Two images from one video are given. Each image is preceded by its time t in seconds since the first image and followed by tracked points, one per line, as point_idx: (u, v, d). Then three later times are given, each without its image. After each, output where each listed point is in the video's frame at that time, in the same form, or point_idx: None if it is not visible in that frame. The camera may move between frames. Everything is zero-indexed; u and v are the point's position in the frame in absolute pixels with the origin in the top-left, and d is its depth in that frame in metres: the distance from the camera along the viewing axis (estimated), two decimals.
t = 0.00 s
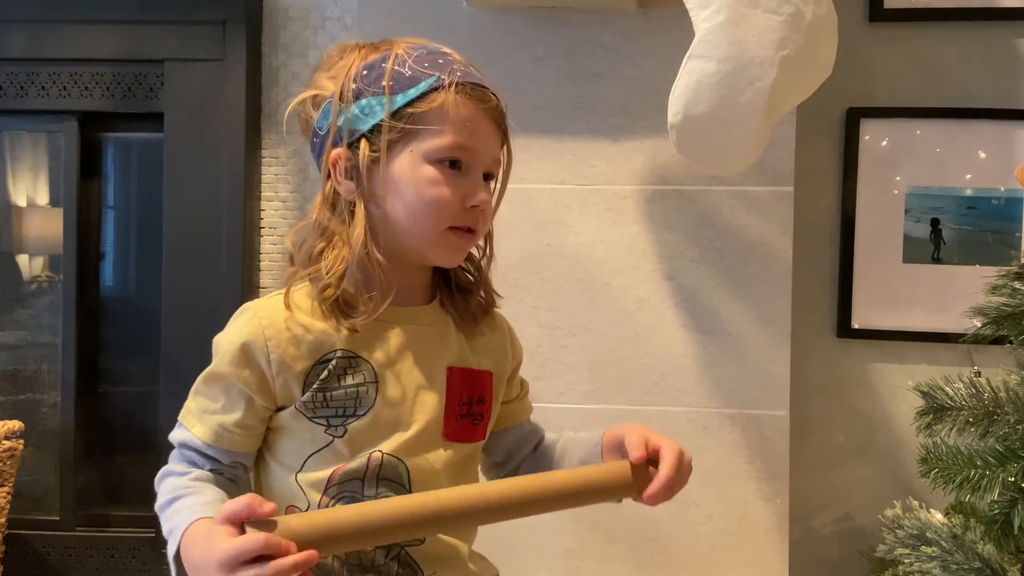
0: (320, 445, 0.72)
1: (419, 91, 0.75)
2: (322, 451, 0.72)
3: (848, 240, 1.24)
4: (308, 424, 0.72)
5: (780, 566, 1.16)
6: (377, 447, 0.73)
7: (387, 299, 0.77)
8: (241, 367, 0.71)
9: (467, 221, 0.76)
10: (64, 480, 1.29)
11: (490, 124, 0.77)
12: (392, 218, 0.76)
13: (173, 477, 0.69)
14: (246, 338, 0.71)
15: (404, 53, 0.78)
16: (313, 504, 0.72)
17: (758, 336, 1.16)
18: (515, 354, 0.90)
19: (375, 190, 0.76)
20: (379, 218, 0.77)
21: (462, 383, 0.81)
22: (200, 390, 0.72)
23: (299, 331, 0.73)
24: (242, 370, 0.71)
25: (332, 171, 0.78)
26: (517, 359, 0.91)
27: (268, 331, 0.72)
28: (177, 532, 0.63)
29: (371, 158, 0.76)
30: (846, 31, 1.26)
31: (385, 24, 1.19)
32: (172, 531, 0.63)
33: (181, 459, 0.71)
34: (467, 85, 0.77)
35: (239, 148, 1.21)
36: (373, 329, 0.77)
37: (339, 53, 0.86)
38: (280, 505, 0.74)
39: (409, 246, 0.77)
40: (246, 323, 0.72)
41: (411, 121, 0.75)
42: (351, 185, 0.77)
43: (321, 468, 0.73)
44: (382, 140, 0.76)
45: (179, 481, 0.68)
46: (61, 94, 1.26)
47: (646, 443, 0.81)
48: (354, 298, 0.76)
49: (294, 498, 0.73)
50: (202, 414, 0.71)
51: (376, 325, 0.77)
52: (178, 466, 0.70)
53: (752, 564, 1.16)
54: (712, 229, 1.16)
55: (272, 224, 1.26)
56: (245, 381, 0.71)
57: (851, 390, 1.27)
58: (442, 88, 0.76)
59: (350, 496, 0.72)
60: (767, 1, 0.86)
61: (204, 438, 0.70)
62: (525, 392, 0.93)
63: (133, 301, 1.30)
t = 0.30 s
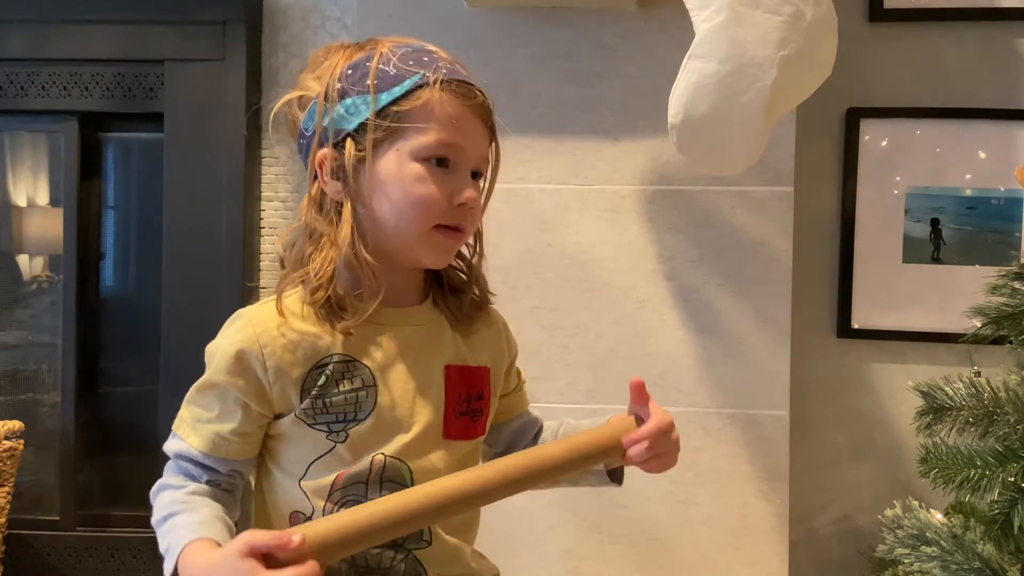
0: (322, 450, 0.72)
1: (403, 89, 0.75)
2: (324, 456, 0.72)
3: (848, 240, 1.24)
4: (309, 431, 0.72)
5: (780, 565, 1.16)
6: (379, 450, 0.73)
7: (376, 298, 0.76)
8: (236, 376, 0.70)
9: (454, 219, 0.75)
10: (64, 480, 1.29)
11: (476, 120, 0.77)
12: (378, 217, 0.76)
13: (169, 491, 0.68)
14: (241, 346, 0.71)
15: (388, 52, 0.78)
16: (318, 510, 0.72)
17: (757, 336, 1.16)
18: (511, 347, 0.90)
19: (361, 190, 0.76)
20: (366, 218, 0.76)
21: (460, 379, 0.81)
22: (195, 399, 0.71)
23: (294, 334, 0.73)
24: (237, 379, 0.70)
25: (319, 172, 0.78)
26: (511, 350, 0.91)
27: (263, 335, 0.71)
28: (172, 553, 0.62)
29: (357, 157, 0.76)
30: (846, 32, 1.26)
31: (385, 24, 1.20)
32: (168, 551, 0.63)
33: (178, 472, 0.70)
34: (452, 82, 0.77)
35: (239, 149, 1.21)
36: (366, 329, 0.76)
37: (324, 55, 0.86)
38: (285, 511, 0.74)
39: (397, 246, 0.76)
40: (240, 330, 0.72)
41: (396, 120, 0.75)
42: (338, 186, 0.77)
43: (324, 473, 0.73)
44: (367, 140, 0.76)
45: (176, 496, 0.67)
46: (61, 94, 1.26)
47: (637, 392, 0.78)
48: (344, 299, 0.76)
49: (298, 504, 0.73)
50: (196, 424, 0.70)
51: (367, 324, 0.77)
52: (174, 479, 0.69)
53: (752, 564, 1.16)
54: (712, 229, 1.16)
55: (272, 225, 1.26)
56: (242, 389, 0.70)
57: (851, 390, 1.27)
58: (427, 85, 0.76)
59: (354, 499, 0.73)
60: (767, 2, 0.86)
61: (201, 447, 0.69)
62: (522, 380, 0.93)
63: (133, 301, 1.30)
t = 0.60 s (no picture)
0: (317, 451, 0.72)
1: (334, 88, 0.75)
2: (320, 458, 0.72)
3: (848, 240, 1.24)
4: (305, 432, 0.72)
5: (780, 566, 1.16)
6: (375, 452, 0.73)
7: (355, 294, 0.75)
8: (237, 377, 0.70)
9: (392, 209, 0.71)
10: (64, 480, 1.29)
11: (406, 100, 0.73)
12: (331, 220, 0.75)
13: (169, 506, 0.67)
14: (242, 345, 0.71)
15: (339, 55, 0.79)
16: (313, 511, 0.72)
17: (758, 336, 1.16)
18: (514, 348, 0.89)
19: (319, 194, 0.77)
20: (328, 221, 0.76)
21: (459, 381, 0.80)
22: (192, 401, 0.71)
23: (290, 336, 0.73)
24: (238, 381, 0.70)
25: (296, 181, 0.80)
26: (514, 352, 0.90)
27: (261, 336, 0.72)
28: None
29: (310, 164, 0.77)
30: (846, 31, 1.26)
31: (385, 24, 1.20)
32: None
33: (178, 483, 0.69)
34: (381, 71, 0.74)
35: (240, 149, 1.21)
36: (358, 329, 0.76)
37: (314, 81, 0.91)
38: (281, 512, 0.74)
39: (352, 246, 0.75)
40: (240, 331, 0.72)
41: (330, 120, 0.75)
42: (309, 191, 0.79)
43: (319, 475, 0.72)
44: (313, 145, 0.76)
45: (176, 517, 0.67)
46: (61, 94, 1.26)
47: (638, 379, 0.77)
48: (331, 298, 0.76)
49: (294, 505, 0.73)
50: (193, 427, 0.69)
51: (357, 325, 0.76)
52: (172, 495, 0.68)
53: (752, 564, 1.16)
54: (712, 229, 1.16)
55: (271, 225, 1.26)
56: (240, 390, 0.70)
57: (850, 389, 1.27)
58: (353, 78, 0.74)
59: (350, 502, 0.72)
60: (767, 2, 0.86)
61: (199, 451, 0.69)
62: (525, 384, 0.92)
63: (133, 301, 1.30)
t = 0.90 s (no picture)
0: (322, 454, 0.72)
1: (312, 95, 0.76)
2: (324, 460, 0.72)
3: (848, 240, 1.24)
4: (311, 435, 0.72)
5: (780, 566, 1.16)
6: (380, 455, 0.73)
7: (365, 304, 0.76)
8: (258, 381, 0.69)
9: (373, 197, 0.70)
10: (64, 480, 1.29)
11: (372, 88, 0.72)
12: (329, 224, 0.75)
13: (189, 515, 0.65)
14: (263, 346, 0.70)
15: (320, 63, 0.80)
16: (316, 513, 0.72)
17: (757, 336, 1.16)
18: (528, 348, 0.88)
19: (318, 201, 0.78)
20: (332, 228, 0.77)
21: (466, 384, 0.79)
22: (204, 404, 0.67)
23: (304, 338, 0.72)
24: (255, 385, 0.69)
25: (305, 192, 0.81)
26: (528, 350, 0.88)
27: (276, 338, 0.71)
28: None
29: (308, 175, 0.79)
30: (847, 31, 1.26)
31: (385, 24, 1.20)
32: None
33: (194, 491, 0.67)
34: (348, 65, 0.75)
35: (239, 149, 1.21)
36: (359, 329, 0.75)
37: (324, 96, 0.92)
38: (284, 512, 0.74)
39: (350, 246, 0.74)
40: (258, 332, 0.71)
41: (313, 126, 0.76)
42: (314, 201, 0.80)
43: (324, 478, 0.72)
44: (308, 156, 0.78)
45: (204, 523, 0.65)
46: (61, 94, 1.26)
47: (647, 367, 0.77)
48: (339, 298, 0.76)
49: (297, 506, 0.73)
50: (208, 434, 0.67)
51: (356, 324, 0.75)
52: (195, 502, 0.66)
53: (752, 564, 1.16)
54: (712, 229, 1.16)
55: (272, 225, 1.26)
56: (254, 391, 0.69)
57: (851, 390, 1.27)
58: (325, 81, 0.75)
59: (353, 505, 0.72)
60: (767, 2, 0.86)
61: (213, 456, 0.66)
62: (542, 380, 0.91)
63: (133, 302, 1.30)
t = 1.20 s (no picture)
0: (333, 448, 0.71)
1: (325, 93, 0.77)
2: (335, 455, 0.71)
3: (848, 240, 1.24)
4: (321, 428, 0.71)
5: (780, 565, 1.16)
6: (389, 450, 0.73)
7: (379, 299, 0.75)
8: (268, 358, 0.67)
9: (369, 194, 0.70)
10: (64, 480, 1.29)
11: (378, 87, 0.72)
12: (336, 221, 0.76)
13: (168, 469, 0.60)
14: (274, 326, 0.69)
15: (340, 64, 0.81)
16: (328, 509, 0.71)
17: (757, 335, 1.16)
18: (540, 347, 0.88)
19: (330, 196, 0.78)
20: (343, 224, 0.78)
21: (475, 379, 0.79)
22: (204, 371, 0.64)
23: (315, 325, 0.71)
24: (266, 361, 0.67)
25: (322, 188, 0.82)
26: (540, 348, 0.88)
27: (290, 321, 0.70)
28: (220, 527, 0.56)
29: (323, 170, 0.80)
30: (846, 31, 1.26)
31: (385, 24, 1.20)
32: (211, 526, 0.57)
33: (174, 447, 0.61)
34: (360, 62, 0.75)
35: (239, 148, 1.21)
36: (369, 322, 0.75)
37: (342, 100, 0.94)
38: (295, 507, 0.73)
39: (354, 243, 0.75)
40: (271, 313, 0.70)
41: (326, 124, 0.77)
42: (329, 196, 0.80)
43: (336, 472, 0.71)
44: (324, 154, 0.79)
45: (185, 474, 0.59)
46: (61, 94, 1.26)
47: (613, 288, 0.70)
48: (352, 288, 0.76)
49: (309, 501, 0.72)
50: (205, 399, 0.63)
51: (367, 318, 0.75)
52: (176, 455, 0.61)
53: (752, 564, 1.16)
54: (712, 229, 1.16)
55: (272, 224, 1.26)
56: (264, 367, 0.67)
57: (851, 390, 1.27)
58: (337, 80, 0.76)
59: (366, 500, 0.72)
60: (767, 2, 0.86)
61: (210, 423, 0.62)
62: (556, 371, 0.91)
63: (133, 301, 1.30)
